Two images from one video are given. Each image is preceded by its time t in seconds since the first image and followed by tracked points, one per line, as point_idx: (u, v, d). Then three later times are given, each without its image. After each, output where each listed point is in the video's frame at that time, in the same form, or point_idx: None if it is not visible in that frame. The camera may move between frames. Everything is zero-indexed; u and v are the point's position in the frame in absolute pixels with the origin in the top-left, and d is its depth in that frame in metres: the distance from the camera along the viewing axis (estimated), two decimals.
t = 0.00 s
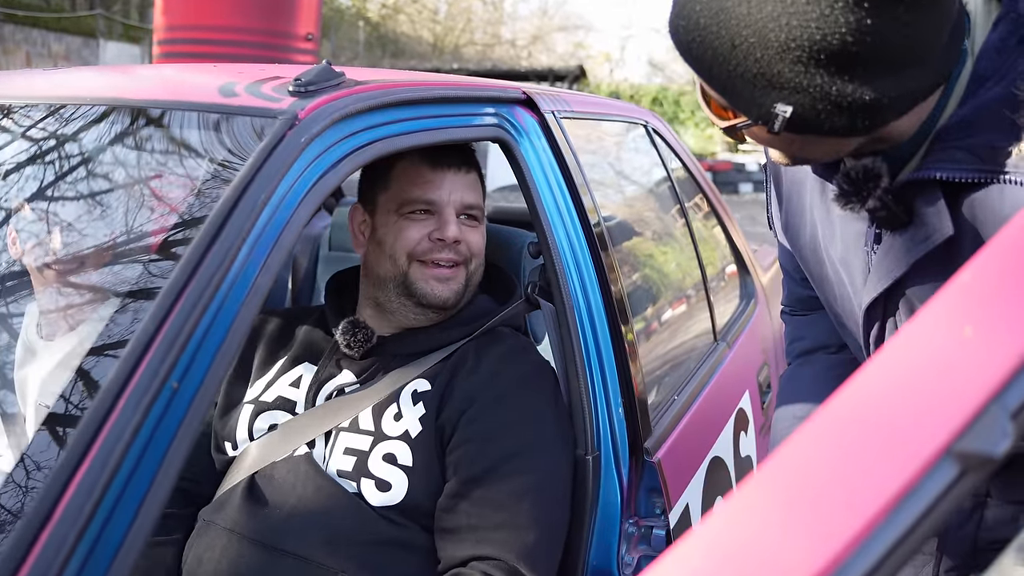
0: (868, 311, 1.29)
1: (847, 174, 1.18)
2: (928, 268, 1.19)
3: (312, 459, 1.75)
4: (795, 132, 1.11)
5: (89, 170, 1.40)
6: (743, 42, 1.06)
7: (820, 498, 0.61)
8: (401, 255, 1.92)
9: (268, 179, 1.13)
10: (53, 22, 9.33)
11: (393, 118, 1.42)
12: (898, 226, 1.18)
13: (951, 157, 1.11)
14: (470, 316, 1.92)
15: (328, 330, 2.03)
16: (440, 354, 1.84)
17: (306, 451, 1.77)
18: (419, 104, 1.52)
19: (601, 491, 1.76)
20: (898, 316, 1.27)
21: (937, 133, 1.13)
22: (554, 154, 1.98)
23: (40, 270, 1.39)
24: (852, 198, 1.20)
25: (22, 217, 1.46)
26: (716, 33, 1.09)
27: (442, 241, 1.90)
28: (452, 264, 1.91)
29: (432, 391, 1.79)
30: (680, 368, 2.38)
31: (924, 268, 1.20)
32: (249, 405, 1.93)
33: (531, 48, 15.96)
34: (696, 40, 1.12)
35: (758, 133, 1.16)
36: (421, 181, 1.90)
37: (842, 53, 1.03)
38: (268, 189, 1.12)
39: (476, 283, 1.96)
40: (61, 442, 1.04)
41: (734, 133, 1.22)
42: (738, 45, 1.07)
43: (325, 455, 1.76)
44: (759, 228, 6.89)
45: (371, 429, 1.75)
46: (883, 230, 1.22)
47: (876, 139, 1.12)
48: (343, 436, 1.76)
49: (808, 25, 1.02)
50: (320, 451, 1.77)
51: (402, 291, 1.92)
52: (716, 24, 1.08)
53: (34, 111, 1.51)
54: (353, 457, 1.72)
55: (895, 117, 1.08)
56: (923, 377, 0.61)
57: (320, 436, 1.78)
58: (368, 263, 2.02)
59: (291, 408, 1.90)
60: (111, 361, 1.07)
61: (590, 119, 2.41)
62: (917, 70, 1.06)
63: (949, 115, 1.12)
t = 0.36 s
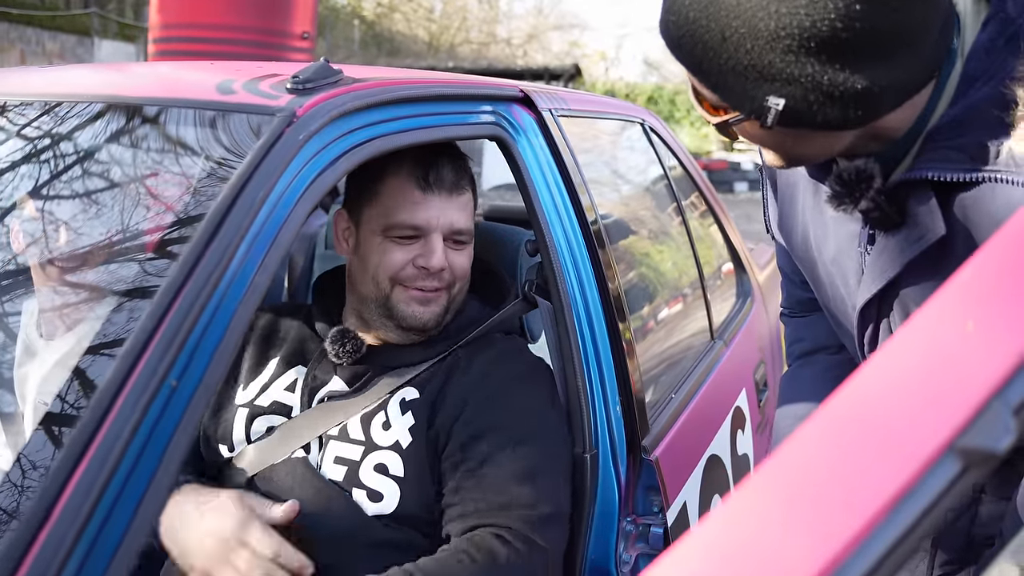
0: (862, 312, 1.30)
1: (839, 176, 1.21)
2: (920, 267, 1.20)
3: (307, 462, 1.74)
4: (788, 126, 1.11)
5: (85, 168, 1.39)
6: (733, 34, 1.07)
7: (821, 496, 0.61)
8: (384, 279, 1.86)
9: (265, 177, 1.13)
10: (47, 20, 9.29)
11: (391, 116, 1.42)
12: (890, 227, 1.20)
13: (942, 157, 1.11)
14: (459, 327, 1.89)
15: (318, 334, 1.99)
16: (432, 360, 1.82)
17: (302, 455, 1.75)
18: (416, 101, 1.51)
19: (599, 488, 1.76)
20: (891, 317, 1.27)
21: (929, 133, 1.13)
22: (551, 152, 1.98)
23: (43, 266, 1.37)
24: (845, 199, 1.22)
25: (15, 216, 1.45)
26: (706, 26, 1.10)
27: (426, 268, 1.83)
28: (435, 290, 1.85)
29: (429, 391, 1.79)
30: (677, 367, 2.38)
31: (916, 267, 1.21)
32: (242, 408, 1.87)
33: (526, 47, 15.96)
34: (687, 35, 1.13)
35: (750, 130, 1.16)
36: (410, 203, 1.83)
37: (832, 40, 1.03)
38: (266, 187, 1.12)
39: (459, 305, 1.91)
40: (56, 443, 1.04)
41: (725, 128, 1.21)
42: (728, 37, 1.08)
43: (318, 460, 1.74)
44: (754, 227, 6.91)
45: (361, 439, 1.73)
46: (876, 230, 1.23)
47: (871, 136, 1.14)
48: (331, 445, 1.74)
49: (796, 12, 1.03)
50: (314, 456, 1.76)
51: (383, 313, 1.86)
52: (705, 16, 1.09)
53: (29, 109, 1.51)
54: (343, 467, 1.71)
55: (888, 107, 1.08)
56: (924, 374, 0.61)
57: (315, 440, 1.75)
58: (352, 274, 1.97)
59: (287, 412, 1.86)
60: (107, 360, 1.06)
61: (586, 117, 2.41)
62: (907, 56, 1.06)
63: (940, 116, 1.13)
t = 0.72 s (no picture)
0: (856, 313, 1.33)
1: (828, 177, 1.21)
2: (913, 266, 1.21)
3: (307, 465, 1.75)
4: (797, 108, 1.12)
5: (83, 168, 1.39)
6: (738, 11, 1.11)
7: (824, 491, 0.61)
8: (395, 281, 1.90)
9: (266, 175, 1.13)
10: (44, 20, 9.29)
11: (390, 114, 1.42)
12: (880, 228, 1.21)
13: (929, 157, 1.12)
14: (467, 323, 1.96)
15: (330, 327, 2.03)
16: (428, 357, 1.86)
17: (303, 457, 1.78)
18: (416, 100, 1.52)
19: (598, 487, 1.76)
20: (884, 318, 1.30)
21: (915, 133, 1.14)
22: (551, 151, 1.98)
23: (41, 266, 1.38)
24: (834, 202, 1.23)
25: (14, 216, 1.45)
26: (710, 7, 1.13)
27: (438, 271, 1.86)
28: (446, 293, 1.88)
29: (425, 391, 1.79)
30: (675, 366, 2.38)
31: (908, 268, 1.23)
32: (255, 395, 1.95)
33: (523, 47, 15.98)
34: (690, 22, 1.16)
35: (754, 124, 1.17)
36: (425, 205, 1.85)
37: (839, 9, 1.06)
38: (267, 185, 1.12)
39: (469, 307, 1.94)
40: (55, 443, 1.04)
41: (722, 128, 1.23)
42: (734, 14, 1.11)
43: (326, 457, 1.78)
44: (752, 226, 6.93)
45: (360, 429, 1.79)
46: (866, 232, 1.25)
47: (868, 131, 1.16)
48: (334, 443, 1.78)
49: None
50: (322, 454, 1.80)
51: (394, 314, 1.91)
52: None
53: (26, 109, 1.51)
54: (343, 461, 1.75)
55: (894, 81, 1.10)
56: (927, 369, 0.62)
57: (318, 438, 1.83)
58: (362, 275, 2.00)
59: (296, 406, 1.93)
60: (106, 360, 1.06)
61: (584, 116, 2.41)
62: (911, 30, 1.09)
63: (926, 116, 1.14)
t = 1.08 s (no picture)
0: (839, 310, 1.32)
1: (807, 175, 1.26)
2: (895, 264, 1.21)
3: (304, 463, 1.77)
4: (790, 92, 1.16)
5: (79, 167, 1.39)
6: None
7: (810, 486, 0.62)
8: (387, 275, 1.91)
9: (260, 175, 1.13)
10: (41, 19, 9.28)
11: (384, 114, 1.43)
12: (862, 225, 1.22)
13: (906, 153, 1.12)
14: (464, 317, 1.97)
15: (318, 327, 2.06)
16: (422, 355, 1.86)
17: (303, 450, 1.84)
18: (410, 99, 1.52)
19: (592, 487, 1.77)
20: (867, 316, 1.29)
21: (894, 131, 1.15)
22: (545, 151, 1.98)
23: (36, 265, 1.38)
24: (814, 199, 1.26)
25: (10, 214, 1.44)
26: None
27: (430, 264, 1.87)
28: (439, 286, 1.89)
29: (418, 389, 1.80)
30: (670, 365, 2.39)
31: (890, 265, 1.22)
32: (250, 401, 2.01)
33: (520, 46, 15.99)
34: (675, 14, 1.20)
35: (747, 117, 1.20)
36: (414, 200, 1.86)
37: None
38: (261, 184, 1.12)
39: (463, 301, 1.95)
40: (50, 441, 1.03)
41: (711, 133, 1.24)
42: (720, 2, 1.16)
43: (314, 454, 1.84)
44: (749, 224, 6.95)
45: (341, 416, 1.83)
46: (848, 229, 1.25)
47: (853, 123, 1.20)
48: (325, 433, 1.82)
49: None
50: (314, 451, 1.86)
51: (388, 309, 1.91)
52: None
53: (22, 108, 1.51)
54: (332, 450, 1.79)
55: (881, 58, 1.15)
56: (910, 367, 0.62)
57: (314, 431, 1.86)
58: (353, 275, 2.02)
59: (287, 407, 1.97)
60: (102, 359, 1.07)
61: (580, 115, 2.42)
62: (888, 6, 1.15)
63: (902, 114, 1.18)
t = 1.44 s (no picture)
0: (826, 299, 1.34)
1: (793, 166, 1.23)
2: (880, 252, 1.23)
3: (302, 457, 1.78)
4: (743, 106, 1.16)
5: (77, 165, 1.39)
6: (682, 16, 1.13)
7: (805, 478, 0.62)
8: (376, 258, 1.95)
9: (258, 171, 1.14)
10: (39, 18, 9.27)
11: (382, 111, 1.44)
12: (848, 215, 1.23)
13: (888, 146, 1.12)
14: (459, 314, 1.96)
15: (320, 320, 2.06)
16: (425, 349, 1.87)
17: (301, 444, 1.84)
18: (407, 97, 1.53)
19: (589, 483, 1.78)
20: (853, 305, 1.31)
21: (879, 124, 1.14)
22: (542, 148, 1.99)
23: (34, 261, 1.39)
24: (799, 189, 1.24)
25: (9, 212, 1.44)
26: (656, 9, 1.15)
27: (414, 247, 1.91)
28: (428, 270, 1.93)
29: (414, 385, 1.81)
30: (667, 363, 2.39)
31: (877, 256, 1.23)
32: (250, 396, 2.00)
33: (519, 45, 15.99)
34: (639, 19, 1.18)
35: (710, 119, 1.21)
36: (402, 183, 1.90)
37: (778, 16, 1.09)
38: (259, 180, 1.13)
39: (456, 286, 1.97)
40: (49, 439, 1.03)
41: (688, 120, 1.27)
42: (677, 19, 1.13)
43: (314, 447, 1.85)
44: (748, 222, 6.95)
45: (344, 409, 1.82)
46: (835, 220, 1.26)
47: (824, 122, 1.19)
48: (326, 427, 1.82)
49: None
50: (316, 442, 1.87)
51: (377, 292, 1.95)
52: None
53: (20, 107, 1.52)
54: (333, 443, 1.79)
55: (841, 81, 1.12)
56: (906, 359, 0.63)
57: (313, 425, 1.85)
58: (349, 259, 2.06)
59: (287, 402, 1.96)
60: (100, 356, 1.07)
61: (578, 113, 2.42)
62: (853, 34, 1.11)
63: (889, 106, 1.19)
